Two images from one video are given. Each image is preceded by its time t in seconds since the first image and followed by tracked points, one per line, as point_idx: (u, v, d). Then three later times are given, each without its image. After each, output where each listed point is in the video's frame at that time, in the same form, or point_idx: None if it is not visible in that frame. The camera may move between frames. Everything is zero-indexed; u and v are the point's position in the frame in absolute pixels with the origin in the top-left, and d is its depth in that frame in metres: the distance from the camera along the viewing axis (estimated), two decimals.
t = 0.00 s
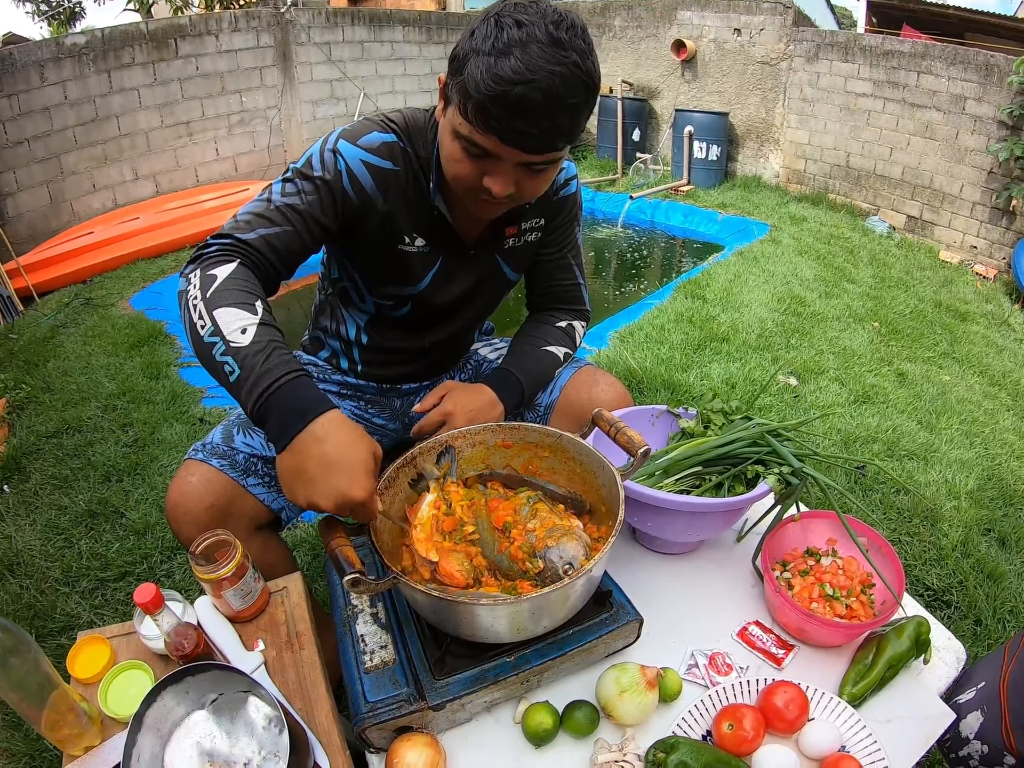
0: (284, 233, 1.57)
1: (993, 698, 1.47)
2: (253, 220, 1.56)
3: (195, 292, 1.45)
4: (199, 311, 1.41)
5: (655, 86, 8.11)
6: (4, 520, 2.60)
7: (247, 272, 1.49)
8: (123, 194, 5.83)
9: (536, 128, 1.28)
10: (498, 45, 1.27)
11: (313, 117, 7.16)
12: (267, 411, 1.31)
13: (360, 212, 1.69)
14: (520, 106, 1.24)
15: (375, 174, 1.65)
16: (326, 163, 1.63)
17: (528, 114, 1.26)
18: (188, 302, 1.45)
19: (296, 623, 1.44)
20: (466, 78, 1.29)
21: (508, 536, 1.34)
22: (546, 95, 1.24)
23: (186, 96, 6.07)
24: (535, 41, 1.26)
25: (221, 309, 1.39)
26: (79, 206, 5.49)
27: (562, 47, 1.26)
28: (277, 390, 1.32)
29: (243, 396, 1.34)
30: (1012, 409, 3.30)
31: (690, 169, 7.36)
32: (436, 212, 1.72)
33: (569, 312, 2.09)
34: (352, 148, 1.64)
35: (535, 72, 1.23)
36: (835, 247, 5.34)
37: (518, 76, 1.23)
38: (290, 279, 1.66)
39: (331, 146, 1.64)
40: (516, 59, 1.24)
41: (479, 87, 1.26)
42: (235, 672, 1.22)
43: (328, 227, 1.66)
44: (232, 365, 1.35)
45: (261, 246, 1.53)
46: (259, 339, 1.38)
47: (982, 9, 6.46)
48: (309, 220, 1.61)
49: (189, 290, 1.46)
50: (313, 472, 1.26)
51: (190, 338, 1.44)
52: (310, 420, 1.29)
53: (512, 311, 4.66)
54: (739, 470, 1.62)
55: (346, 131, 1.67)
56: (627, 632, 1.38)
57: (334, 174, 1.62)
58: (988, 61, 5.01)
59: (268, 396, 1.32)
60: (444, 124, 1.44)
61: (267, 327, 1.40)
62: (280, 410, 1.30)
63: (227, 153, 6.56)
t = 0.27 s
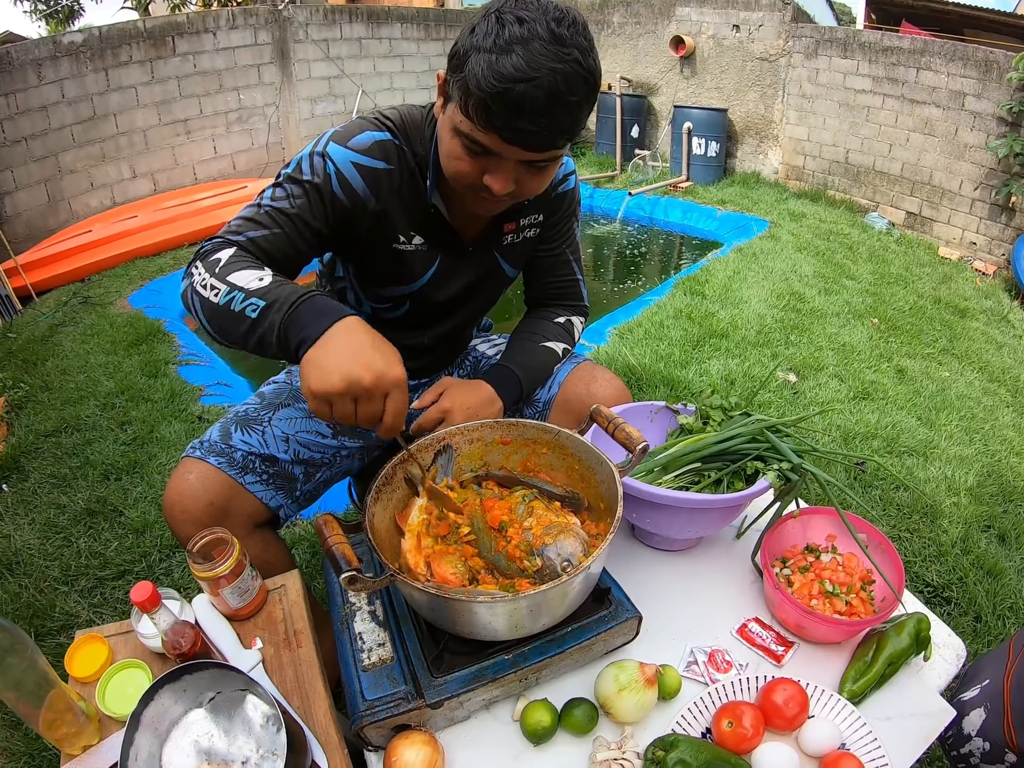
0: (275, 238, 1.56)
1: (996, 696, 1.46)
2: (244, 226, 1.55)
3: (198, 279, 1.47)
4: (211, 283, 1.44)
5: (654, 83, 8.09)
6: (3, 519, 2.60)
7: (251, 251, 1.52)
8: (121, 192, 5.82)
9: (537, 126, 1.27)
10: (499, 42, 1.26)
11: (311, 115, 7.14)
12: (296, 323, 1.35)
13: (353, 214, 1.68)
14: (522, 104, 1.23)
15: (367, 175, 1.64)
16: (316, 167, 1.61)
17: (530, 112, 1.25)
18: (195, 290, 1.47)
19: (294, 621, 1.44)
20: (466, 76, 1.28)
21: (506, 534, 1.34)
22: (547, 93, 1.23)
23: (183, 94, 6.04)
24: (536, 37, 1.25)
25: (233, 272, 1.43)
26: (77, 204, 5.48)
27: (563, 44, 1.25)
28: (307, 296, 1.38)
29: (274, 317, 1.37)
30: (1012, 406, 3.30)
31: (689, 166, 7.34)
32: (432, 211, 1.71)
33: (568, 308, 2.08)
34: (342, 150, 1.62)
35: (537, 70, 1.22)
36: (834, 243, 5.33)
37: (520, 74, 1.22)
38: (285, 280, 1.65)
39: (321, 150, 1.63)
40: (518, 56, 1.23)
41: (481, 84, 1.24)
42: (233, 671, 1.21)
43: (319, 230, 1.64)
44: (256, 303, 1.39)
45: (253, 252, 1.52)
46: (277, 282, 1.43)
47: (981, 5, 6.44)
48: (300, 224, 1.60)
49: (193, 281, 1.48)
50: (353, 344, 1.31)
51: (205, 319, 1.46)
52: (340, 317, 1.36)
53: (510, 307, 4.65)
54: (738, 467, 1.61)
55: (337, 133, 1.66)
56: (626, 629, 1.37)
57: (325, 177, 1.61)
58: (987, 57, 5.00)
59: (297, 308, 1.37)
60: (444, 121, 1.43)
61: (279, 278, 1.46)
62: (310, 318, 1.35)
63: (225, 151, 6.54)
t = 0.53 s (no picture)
0: (277, 241, 1.55)
1: (995, 694, 1.46)
2: (246, 230, 1.54)
3: (203, 289, 1.46)
4: (219, 299, 1.42)
5: (654, 80, 8.08)
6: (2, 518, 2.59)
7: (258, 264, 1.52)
8: (120, 191, 5.81)
9: (544, 124, 1.26)
10: (505, 40, 1.25)
11: (310, 112, 7.12)
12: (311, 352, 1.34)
13: (355, 214, 1.67)
14: (530, 103, 1.23)
15: (369, 176, 1.63)
16: (317, 168, 1.61)
17: (538, 111, 1.24)
18: (201, 301, 1.45)
19: (293, 619, 1.43)
20: (473, 74, 1.27)
21: (504, 533, 1.33)
22: (555, 92, 1.23)
23: (182, 92, 6.03)
24: (543, 36, 1.24)
25: (244, 290, 1.40)
26: (76, 203, 5.47)
27: (569, 43, 1.25)
28: (324, 325, 1.37)
29: (288, 343, 1.36)
30: (1012, 404, 3.30)
31: (688, 163, 7.33)
32: (434, 210, 1.71)
33: (567, 305, 2.08)
34: (343, 150, 1.61)
35: (544, 68, 1.22)
36: (834, 241, 5.33)
37: (528, 72, 1.21)
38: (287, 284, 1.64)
39: (323, 151, 1.62)
40: (525, 55, 1.22)
41: (488, 83, 1.24)
42: (231, 670, 1.21)
43: (321, 231, 1.64)
44: (269, 326, 1.37)
45: (255, 256, 1.52)
46: (289, 304, 1.42)
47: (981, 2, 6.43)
48: (302, 226, 1.60)
49: (198, 291, 1.47)
50: (370, 376, 1.30)
51: (211, 332, 1.45)
52: (357, 348, 1.36)
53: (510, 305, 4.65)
54: (738, 465, 1.60)
55: (337, 134, 1.65)
56: (625, 628, 1.37)
57: (326, 179, 1.60)
58: (987, 55, 4.99)
59: (313, 336, 1.36)
60: (447, 119, 1.42)
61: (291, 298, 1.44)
62: (325, 348, 1.34)
63: (224, 149, 6.52)
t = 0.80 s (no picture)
0: (296, 241, 1.54)
1: (995, 692, 1.46)
2: (263, 231, 1.52)
3: (220, 297, 1.40)
4: (240, 309, 1.35)
5: (655, 79, 8.07)
6: (3, 516, 2.59)
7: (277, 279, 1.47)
8: (120, 189, 5.81)
9: (549, 121, 1.26)
10: (510, 37, 1.25)
11: (311, 111, 7.12)
12: (342, 368, 1.28)
13: (364, 211, 1.67)
14: (534, 99, 1.23)
15: (377, 173, 1.63)
16: (328, 165, 1.60)
17: (543, 107, 1.24)
18: (216, 310, 1.39)
19: (294, 618, 1.43)
20: (477, 70, 1.27)
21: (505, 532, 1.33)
22: (560, 88, 1.23)
23: (183, 91, 6.03)
24: (547, 34, 1.25)
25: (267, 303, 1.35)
26: (76, 201, 5.47)
27: (573, 40, 1.25)
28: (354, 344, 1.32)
29: (315, 358, 1.29)
30: (1013, 403, 3.30)
31: (689, 162, 7.33)
32: (439, 208, 1.71)
33: (569, 304, 2.08)
34: (352, 147, 1.61)
35: (549, 65, 1.22)
36: (834, 240, 5.33)
37: (532, 68, 1.21)
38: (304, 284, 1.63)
39: (332, 148, 1.61)
40: (530, 51, 1.22)
41: (492, 79, 1.24)
42: (233, 669, 1.21)
43: (336, 229, 1.63)
44: (294, 341, 1.31)
45: (275, 258, 1.50)
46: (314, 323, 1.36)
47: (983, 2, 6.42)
48: (319, 225, 1.59)
49: (214, 298, 1.41)
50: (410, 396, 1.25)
51: (225, 344, 1.38)
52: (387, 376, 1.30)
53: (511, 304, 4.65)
54: (739, 464, 1.60)
55: (345, 130, 1.64)
56: (627, 627, 1.37)
57: (338, 176, 1.59)
58: (989, 54, 4.99)
59: (342, 354, 1.30)
60: (450, 117, 1.41)
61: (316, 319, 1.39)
62: (356, 366, 1.28)
63: (224, 148, 6.52)
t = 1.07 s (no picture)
0: (284, 241, 1.54)
1: (996, 692, 1.46)
2: (251, 227, 1.53)
3: (211, 286, 1.44)
4: (233, 294, 1.40)
5: (657, 79, 8.07)
6: (4, 514, 2.59)
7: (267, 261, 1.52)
8: (122, 187, 5.80)
9: (560, 120, 1.26)
10: (521, 35, 1.25)
11: (313, 110, 7.11)
12: (338, 335, 1.32)
13: (359, 214, 1.67)
14: (547, 98, 1.23)
15: (374, 176, 1.63)
16: (323, 167, 1.60)
17: (555, 106, 1.24)
18: (208, 298, 1.43)
19: (295, 617, 1.44)
20: (488, 69, 1.26)
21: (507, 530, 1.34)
22: (572, 87, 1.23)
23: (185, 89, 6.03)
24: (559, 31, 1.25)
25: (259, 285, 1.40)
26: (78, 199, 5.46)
27: (585, 39, 1.26)
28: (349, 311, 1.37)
29: (312, 330, 1.34)
30: (1014, 404, 3.30)
31: (691, 162, 7.33)
32: (440, 211, 1.72)
33: (572, 303, 2.08)
34: (348, 149, 1.61)
35: (561, 64, 1.22)
36: (836, 241, 5.32)
37: (544, 67, 1.22)
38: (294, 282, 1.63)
39: (328, 149, 1.62)
40: (542, 50, 1.23)
41: (504, 77, 1.23)
42: (234, 667, 1.21)
43: (327, 233, 1.64)
44: (290, 316, 1.36)
45: (261, 254, 1.51)
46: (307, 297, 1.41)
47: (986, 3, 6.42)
48: (308, 225, 1.59)
49: (204, 288, 1.45)
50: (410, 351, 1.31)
51: (221, 328, 1.43)
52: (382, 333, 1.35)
53: (512, 303, 4.65)
54: (741, 464, 1.60)
55: (343, 132, 1.64)
56: (628, 626, 1.37)
57: (331, 178, 1.60)
58: (991, 56, 4.99)
59: (338, 321, 1.34)
60: (458, 116, 1.41)
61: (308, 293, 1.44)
62: (351, 333, 1.33)
63: (226, 146, 6.52)
